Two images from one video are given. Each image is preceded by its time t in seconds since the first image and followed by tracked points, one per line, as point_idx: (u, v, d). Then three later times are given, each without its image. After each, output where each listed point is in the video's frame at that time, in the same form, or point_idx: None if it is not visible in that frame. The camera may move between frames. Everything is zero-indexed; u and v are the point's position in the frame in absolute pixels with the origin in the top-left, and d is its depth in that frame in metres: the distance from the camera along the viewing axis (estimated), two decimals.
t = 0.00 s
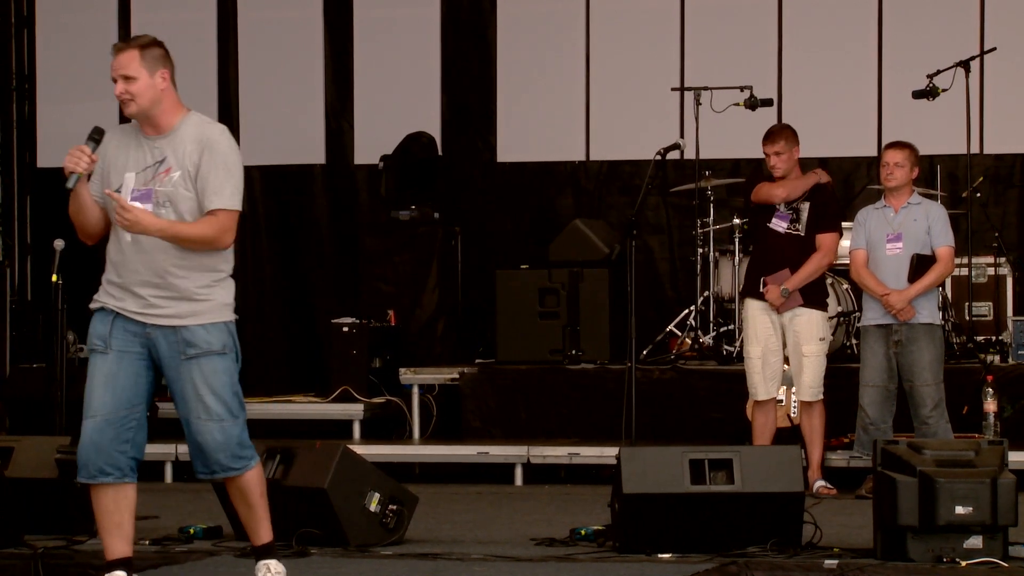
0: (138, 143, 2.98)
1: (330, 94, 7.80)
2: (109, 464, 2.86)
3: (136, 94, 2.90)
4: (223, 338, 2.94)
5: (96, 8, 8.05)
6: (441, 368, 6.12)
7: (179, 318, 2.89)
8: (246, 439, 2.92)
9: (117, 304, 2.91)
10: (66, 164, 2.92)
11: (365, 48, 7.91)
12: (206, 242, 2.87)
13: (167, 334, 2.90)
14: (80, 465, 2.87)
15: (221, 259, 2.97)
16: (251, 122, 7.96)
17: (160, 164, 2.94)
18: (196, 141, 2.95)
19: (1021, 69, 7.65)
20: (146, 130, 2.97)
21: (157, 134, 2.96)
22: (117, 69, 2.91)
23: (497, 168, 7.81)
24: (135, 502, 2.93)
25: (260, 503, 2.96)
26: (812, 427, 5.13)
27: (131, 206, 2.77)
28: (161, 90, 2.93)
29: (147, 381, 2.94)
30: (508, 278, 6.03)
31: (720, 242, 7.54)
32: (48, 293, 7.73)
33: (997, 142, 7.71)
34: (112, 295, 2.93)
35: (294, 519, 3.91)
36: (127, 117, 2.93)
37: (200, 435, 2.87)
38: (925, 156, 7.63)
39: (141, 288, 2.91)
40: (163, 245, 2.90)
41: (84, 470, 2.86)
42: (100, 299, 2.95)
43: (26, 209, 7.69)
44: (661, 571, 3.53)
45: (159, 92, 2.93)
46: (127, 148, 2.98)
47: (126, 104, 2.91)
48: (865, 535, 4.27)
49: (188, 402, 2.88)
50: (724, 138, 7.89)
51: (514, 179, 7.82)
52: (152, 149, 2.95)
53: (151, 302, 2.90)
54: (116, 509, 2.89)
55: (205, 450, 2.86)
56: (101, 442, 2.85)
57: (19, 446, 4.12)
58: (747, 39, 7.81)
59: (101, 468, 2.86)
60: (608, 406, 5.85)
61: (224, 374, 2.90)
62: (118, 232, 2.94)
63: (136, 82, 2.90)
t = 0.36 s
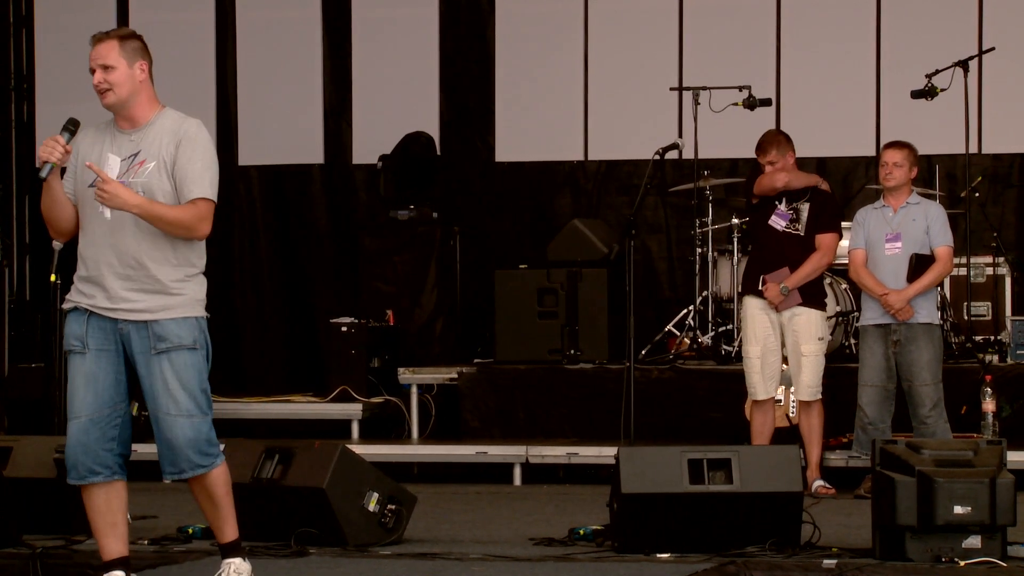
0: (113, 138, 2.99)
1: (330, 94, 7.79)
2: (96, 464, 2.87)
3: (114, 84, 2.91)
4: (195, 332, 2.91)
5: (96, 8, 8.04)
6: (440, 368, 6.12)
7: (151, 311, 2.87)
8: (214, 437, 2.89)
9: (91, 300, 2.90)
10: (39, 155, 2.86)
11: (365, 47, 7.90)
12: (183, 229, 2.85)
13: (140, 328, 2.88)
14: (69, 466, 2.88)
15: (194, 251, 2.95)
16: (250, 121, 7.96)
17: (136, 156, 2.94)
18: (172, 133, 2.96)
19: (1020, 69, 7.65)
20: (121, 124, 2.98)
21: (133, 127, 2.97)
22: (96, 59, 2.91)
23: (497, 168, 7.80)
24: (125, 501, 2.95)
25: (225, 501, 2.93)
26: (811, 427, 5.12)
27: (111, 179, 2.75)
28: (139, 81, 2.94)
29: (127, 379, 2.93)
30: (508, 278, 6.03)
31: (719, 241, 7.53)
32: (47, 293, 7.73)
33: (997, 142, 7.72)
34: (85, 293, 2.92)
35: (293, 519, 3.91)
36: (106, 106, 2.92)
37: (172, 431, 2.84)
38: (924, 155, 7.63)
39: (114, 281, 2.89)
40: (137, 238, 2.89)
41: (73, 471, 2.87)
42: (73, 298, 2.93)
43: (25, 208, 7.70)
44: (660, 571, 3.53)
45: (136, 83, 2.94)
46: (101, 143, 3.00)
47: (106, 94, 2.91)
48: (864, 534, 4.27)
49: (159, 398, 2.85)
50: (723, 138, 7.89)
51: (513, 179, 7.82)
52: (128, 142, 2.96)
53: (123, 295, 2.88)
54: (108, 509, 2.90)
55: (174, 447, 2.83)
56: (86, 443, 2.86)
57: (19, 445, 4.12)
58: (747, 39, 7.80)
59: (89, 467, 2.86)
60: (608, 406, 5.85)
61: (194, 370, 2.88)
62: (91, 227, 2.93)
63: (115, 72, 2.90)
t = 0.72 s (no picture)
0: (109, 136, 2.98)
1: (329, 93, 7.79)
2: (101, 464, 2.87)
3: (112, 80, 2.90)
4: (198, 331, 2.92)
5: (96, 8, 8.01)
6: (440, 368, 6.11)
7: (154, 311, 2.87)
8: (217, 437, 2.90)
9: (91, 300, 2.89)
10: (38, 153, 2.87)
11: (364, 47, 7.90)
12: (184, 228, 2.86)
13: (142, 328, 2.88)
14: (72, 467, 2.88)
15: (194, 249, 2.96)
16: (250, 121, 7.95)
17: (134, 155, 2.93)
18: (170, 132, 2.96)
19: (1020, 69, 7.65)
20: (118, 122, 2.98)
21: (130, 126, 2.97)
22: (92, 56, 2.90)
23: (497, 167, 7.80)
24: (128, 500, 2.95)
25: (228, 500, 2.93)
26: (812, 426, 5.13)
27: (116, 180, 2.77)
28: (136, 79, 2.94)
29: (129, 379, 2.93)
30: (507, 278, 6.03)
31: (719, 241, 7.53)
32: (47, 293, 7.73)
33: (997, 142, 7.71)
34: (85, 293, 2.91)
35: (293, 519, 3.91)
36: (103, 102, 2.91)
37: (176, 431, 2.84)
38: (924, 155, 7.63)
39: (115, 281, 2.88)
40: (138, 236, 2.89)
41: (76, 471, 2.87)
42: (72, 298, 2.92)
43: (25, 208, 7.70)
44: (660, 571, 3.52)
45: (134, 80, 2.94)
46: (96, 143, 2.99)
47: (103, 90, 2.90)
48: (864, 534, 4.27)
49: (163, 398, 2.85)
50: (723, 138, 7.89)
51: (513, 179, 7.81)
52: (125, 141, 2.96)
53: (125, 294, 2.88)
54: (110, 510, 2.91)
55: (177, 446, 2.84)
56: (90, 443, 2.86)
57: (19, 445, 4.12)
58: (747, 38, 7.80)
59: (93, 468, 2.87)
60: (608, 406, 5.85)
61: (197, 369, 2.89)
62: (90, 227, 2.92)
63: (113, 68, 2.90)
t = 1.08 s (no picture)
0: (99, 139, 2.98)
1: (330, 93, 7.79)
2: (102, 466, 2.88)
3: (98, 85, 2.87)
4: (193, 330, 2.90)
5: (97, 9, 8.01)
6: (440, 368, 6.11)
7: (152, 311, 2.87)
8: (209, 438, 2.88)
9: (92, 303, 2.90)
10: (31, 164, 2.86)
11: (365, 47, 7.90)
12: (186, 219, 2.85)
13: (140, 329, 2.88)
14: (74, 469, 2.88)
15: (191, 245, 2.96)
16: (251, 121, 7.95)
17: (125, 154, 2.94)
18: (159, 129, 2.96)
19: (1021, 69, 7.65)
20: (106, 124, 2.97)
21: (119, 126, 2.97)
22: (74, 63, 2.86)
23: (497, 167, 7.80)
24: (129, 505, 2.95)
25: (220, 498, 2.91)
26: (814, 427, 5.13)
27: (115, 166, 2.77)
28: (120, 79, 2.92)
29: (129, 379, 2.94)
30: (508, 279, 6.03)
31: (719, 241, 7.53)
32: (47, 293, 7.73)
33: (997, 142, 7.71)
34: (85, 295, 2.92)
35: (294, 519, 3.92)
36: (92, 107, 2.89)
37: (167, 429, 2.83)
38: (925, 156, 7.63)
39: (114, 282, 2.89)
40: (136, 237, 2.90)
41: (78, 474, 2.87)
42: (74, 301, 2.93)
43: (26, 208, 7.71)
44: (660, 571, 3.53)
45: (118, 80, 2.92)
46: (86, 146, 2.99)
47: (90, 95, 2.88)
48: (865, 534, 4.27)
49: (156, 396, 2.84)
50: (724, 138, 7.89)
51: (514, 179, 7.81)
52: (115, 141, 2.96)
53: (124, 295, 2.88)
54: (111, 511, 2.91)
55: (170, 447, 2.82)
56: (89, 444, 2.86)
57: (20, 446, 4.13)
58: (747, 39, 7.80)
59: (96, 470, 2.87)
60: (608, 406, 5.85)
61: (190, 368, 2.87)
62: (89, 229, 2.93)
63: (97, 72, 2.87)
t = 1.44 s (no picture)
0: (87, 153, 2.98)
1: (330, 93, 7.78)
2: (105, 471, 2.90)
3: (74, 108, 2.86)
4: (191, 328, 2.89)
5: (97, 8, 8.00)
6: (441, 368, 6.11)
7: (150, 311, 2.86)
8: (198, 438, 2.86)
9: (95, 308, 2.91)
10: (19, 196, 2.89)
11: (365, 47, 7.90)
12: (193, 221, 2.86)
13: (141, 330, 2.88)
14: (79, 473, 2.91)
15: (191, 243, 2.95)
16: (252, 121, 7.95)
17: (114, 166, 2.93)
18: (144, 133, 2.94)
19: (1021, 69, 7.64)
20: (91, 139, 2.97)
21: (104, 138, 2.95)
22: (45, 90, 2.84)
23: (497, 168, 7.80)
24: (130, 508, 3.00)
25: (195, 509, 2.84)
26: (815, 426, 5.13)
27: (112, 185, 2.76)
28: (95, 95, 2.89)
29: (131, 382, 2.95)
30: (508, 279, 6.03)
31: (720, 241, 7.53)
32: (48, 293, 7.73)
33: (998, 142, 7.71)
34: (90, 300, 2.93)
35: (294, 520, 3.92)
36: (74, 130, 2.88)
37: (157, 425, 2.82)
38: (925, 156, 7.63)
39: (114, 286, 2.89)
40: (133, 241, 2.88)
41: (81, 478, 2.90)
42: (80, 306, 2.95)
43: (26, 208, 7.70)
44: (661, 571, 3.53)
45: (94, 96, 2.89)
46: (79, 162, 2.99)
47: (69, 118, 2.87)
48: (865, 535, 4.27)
49: (149, 394, 2.84)
50: (724, 138, 7.89)
51: (514, 179, 7.81)
52: (102, 154, 2.95)
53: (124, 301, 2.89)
54: (110, 516, 2.96)
55: (158, 442, 2.81)
56: (92, 448, 2.88)
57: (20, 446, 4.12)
58: (748, 39, 7.80)
59: (98, 474, 2.90)
60: (609, 406, 5.85)
61: (186, 366, 2.87)
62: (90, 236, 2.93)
63: (70, 94, 2.85)
